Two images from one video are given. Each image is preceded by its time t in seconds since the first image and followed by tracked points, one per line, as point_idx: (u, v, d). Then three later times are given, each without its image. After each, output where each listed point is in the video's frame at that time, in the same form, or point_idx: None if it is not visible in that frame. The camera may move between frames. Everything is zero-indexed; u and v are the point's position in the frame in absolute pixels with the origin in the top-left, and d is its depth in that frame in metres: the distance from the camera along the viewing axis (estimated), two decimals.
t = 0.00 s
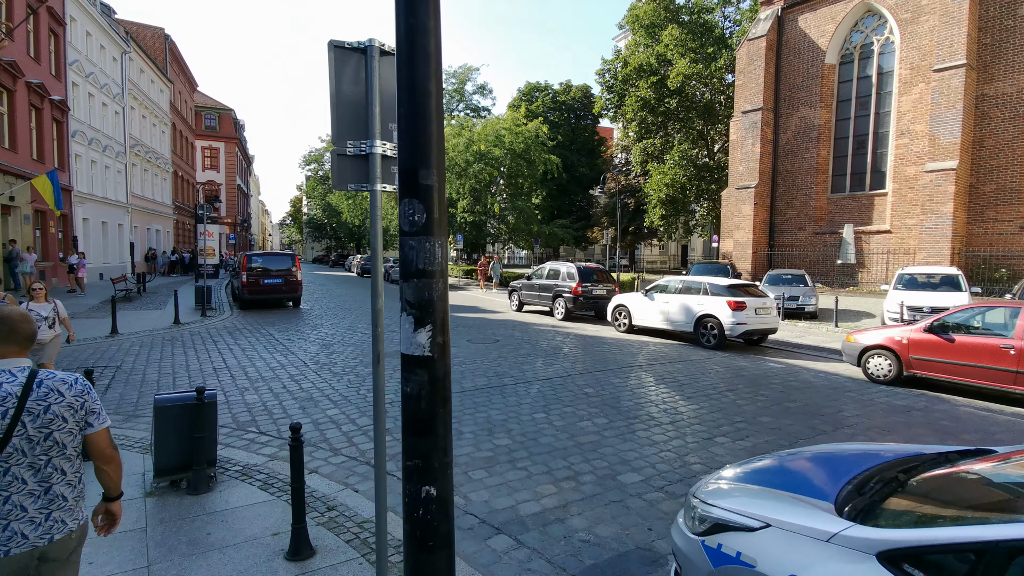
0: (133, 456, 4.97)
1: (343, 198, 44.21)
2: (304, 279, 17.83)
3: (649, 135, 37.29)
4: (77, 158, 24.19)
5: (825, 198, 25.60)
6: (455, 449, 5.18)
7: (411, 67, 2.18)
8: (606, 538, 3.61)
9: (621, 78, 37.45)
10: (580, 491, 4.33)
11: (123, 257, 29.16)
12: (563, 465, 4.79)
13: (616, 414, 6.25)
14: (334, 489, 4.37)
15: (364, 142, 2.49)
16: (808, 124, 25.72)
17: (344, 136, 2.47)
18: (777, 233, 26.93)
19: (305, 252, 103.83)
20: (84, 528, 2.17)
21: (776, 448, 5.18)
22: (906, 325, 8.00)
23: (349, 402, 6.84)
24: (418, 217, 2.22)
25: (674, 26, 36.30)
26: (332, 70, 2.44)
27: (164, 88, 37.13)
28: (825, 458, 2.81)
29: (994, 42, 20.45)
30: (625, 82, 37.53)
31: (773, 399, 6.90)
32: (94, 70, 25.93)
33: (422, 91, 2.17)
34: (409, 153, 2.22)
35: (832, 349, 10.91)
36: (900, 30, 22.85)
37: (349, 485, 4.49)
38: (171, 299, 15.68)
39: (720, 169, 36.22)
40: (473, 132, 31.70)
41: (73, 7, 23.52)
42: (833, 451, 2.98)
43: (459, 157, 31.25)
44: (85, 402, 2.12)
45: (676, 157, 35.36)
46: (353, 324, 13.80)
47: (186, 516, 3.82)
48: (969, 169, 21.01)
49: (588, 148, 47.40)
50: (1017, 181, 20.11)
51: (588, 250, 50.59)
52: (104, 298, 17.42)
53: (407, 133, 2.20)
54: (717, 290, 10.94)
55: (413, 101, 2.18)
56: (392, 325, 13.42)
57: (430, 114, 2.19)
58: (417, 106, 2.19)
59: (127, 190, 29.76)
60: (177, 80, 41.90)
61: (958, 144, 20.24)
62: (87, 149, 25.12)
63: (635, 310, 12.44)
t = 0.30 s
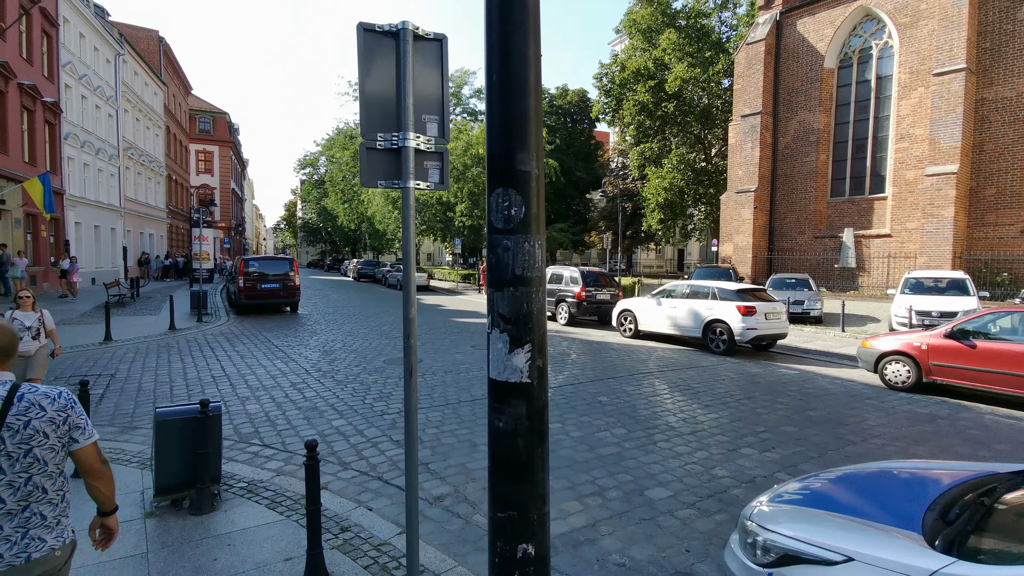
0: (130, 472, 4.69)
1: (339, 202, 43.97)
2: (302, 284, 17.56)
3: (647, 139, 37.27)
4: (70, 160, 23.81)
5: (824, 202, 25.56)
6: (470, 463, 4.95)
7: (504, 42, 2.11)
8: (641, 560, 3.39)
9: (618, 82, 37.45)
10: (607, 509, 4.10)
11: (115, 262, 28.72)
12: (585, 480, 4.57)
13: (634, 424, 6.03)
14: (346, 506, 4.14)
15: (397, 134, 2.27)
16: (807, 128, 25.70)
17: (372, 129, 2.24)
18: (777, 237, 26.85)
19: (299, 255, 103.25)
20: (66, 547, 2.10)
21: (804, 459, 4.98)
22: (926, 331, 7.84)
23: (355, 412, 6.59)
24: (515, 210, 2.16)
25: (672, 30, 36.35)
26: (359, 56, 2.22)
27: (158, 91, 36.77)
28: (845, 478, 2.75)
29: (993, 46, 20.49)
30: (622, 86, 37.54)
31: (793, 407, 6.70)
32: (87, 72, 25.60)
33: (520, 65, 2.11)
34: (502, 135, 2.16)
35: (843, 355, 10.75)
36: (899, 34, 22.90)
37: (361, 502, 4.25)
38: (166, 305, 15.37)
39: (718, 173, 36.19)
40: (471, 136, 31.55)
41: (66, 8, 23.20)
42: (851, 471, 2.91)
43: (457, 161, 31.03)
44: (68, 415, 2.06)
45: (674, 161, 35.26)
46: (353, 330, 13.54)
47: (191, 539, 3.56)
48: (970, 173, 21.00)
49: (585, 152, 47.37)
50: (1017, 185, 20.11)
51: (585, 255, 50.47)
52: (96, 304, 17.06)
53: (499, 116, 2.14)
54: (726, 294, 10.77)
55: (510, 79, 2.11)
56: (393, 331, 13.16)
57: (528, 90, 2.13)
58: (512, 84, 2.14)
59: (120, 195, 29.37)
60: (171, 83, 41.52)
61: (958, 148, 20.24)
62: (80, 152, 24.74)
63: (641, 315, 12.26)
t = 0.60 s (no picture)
0: (131, 496, 4.43)
1: (337, 208, 43.76)
2: (302, 291, 17.29)
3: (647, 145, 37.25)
4: (65, 166, 23.48)
5: (826, 208, 25.49)
6: (492, 485, 4.71)
7: (681, 34, 1.87)
8: None
9: (617, 88, 37.49)
10: (642, 537, 3.88)
11: (111, 268, 28.39)
12: (617, 505, 4.32)
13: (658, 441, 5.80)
14: (367, 535, 3.88)
15: (444, 137, 2.05)
16: (808, 134, 25.64)
17: (416, 134, 2.03)
18: (779, 244, 26.76)
19: (296, 261, 102.92)
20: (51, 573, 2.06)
21: (842, 480, 4.76)
22: (951, 341, 7.64)
23: (366, 428, 6.35)
24: (697, 236, 1.89)
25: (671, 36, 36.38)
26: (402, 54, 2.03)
27: (155, 97, 36.52)
28: (902, 515, 2.55)
29: (995, 53, 20.51)
30: (621, 92, 37.57)
31: (819, 421, 6.48)
32: (83, 77, 25.32)
33: (694, 73, 1.87)
34: (672, 142, 1.91)
35: (857, 365, 10.57)
36: (900, 41, 22.91)
37: (382, 530, 3.98)
38: (164, 313, 15.07)
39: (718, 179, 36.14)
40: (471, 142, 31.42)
41: (62, 13, 22.96)
42: (907, 503, 2.71)
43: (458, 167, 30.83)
44: (47, 436, 2.02)
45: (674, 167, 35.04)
46: (356, 339, 13.29)
47: None
48: (973, 179, 20.97)
49: (583, 158, 47.36)
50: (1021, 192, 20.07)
51: (584, 261, 50.38)
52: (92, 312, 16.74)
53: (671, 122, 1.91)
54: (739, 303, 10.57)
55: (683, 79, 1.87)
56: (397, 340, 12.93)
57: (706, 99, 1.89)
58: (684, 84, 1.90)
59: (116, 201, 29.05)
60: (168, 89, 41.29)
61: (962, 154, 20.20)
62: (75, 158, 24.41)
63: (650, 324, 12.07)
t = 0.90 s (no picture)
0: (135, 517, 4.19)
1: (334, 217, 43.58)
2: (302, 300, 17.07)
3: (644, 154, 37.40)
4: (60, 174, 23.21)
5: (825, 217, 25.55)
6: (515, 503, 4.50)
7: None
8: None
9: (615, 97, 37.75)
10: (680, 558, 3.69)
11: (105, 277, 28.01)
12: (650, 523, 4.13)
13: (681, 455, 5.62)
14: (389, 558, 3.65)
15: (503, 136, 2.03)
16: (807, 143, 25.76)
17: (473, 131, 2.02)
18: (779, 252, 26.76)
19: (291, 270, 102.47)
20: None
21: (878, 497, 4.59)
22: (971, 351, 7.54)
23: (377, 442, 6.11)
24: (993, 237, 1.44)
25: (668, 47, 36.60)
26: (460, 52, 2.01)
27: (151, 105, 36.32)
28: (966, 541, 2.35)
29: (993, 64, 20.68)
30: (619, 102, 37.85)
31: (843, 434, 6.33)
32: (80, 84, 25.11)
33: (987, 27, 1.43)
34: (944, 120, 1.48)
35: (870, 375, 10.43)
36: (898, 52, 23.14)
37: (404, 552, 3.77)
38: (161, 323, 14.78)
39: (716, 189, 36.24)
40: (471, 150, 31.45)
41: (59, 19, 22.77)
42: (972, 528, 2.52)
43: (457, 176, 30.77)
44: (63, 450, 2.03)
45: (672, 176, 35.02)
46: (358, 349, 13.06)
47: None
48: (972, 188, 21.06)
49: (581, 167, 47.53)
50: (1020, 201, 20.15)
51: (581, 269, 50.38)
52: (87, 322, 16.41)
53: (949, 90, 1.47)
54: (749, 312, 10.44)
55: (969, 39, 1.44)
56: (400, 350, 12.70)
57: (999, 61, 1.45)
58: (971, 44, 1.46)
59: (111, 209, 28.72)
60: (164, 97, 41.07)
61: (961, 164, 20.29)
62: (71, 165, 24.15)
63: (657, 333, 11.91)
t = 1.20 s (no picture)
0: (133, 546, 3.93)
1: (326, 226, 43.25)
2: (296, 310, 16.78)
3: (637, 164, 37.60)
4: (47, 182, 22.76)
5: (819, 227, 25.67)
6: (535, 525, 4.30)
7: None
8: None
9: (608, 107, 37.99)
10: None
11: (92, 287, 27.45)
12: (678, 546, 3.95)
13: (700, 471, 5.45)
14: None
15: (567, 138, 2.08)
16: (800, 153, 25.95)
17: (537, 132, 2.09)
18: (773, 262, 26.85)
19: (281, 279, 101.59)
20: None
21: (908, 516, 4.46)
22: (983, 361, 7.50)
23: (384, 460, 5.85)
24: None
25: (661, 57, 36.87)
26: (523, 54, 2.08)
27: (140, 112, 35.89)
28: None
29: (983, 75, 20.96)
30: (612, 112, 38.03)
31: (861, 448, 6.20)
32: (69, 91, 24.73)
33: None
34: None
35: (875, 385, 10.36)
36: (889, 63, 23.40)
37: None
38: (151, 334, 14.41)
39: (708, 198, 36.39)
40: (465, 159, 31.34)
41: (49, 26, 22.46)
42: None
43: (451, 185, 30.70)
44: (76, 462, 2.08)
45: (666, 186, 35.08)
46: (355, 361, 12.79)
47: None
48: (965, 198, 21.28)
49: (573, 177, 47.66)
50: (1011, 211, 20.36)
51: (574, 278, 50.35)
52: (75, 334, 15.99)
53: None
54: (754, 322, 10.35)
55: None
56: (398, 362, 12.45)
57: None
58: None
59: (99, 218, 28.21)
60: (154, 105, 40.65)
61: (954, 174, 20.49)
62: (58, 173, 23.72)
63: (661, 343, 11.79)
